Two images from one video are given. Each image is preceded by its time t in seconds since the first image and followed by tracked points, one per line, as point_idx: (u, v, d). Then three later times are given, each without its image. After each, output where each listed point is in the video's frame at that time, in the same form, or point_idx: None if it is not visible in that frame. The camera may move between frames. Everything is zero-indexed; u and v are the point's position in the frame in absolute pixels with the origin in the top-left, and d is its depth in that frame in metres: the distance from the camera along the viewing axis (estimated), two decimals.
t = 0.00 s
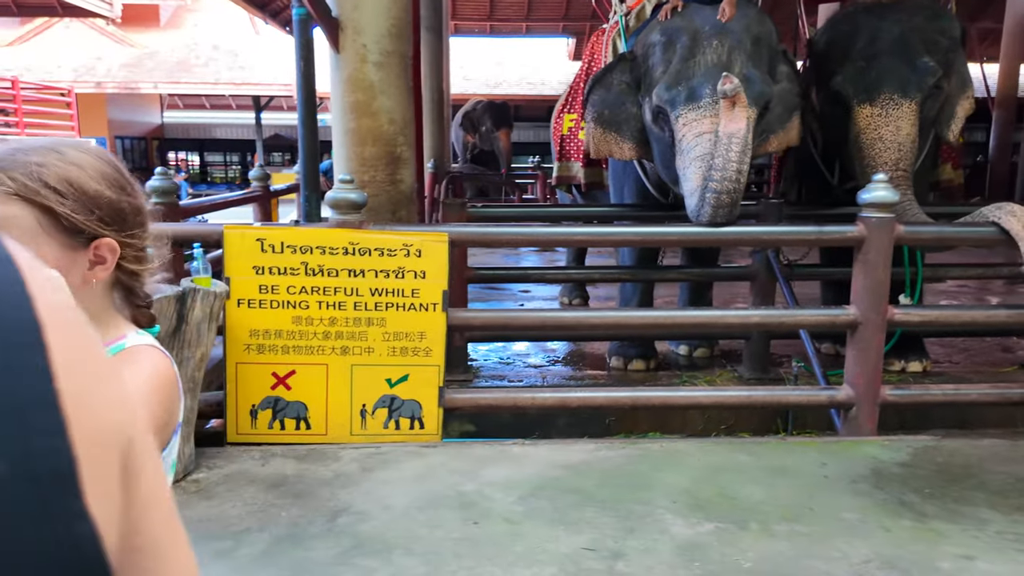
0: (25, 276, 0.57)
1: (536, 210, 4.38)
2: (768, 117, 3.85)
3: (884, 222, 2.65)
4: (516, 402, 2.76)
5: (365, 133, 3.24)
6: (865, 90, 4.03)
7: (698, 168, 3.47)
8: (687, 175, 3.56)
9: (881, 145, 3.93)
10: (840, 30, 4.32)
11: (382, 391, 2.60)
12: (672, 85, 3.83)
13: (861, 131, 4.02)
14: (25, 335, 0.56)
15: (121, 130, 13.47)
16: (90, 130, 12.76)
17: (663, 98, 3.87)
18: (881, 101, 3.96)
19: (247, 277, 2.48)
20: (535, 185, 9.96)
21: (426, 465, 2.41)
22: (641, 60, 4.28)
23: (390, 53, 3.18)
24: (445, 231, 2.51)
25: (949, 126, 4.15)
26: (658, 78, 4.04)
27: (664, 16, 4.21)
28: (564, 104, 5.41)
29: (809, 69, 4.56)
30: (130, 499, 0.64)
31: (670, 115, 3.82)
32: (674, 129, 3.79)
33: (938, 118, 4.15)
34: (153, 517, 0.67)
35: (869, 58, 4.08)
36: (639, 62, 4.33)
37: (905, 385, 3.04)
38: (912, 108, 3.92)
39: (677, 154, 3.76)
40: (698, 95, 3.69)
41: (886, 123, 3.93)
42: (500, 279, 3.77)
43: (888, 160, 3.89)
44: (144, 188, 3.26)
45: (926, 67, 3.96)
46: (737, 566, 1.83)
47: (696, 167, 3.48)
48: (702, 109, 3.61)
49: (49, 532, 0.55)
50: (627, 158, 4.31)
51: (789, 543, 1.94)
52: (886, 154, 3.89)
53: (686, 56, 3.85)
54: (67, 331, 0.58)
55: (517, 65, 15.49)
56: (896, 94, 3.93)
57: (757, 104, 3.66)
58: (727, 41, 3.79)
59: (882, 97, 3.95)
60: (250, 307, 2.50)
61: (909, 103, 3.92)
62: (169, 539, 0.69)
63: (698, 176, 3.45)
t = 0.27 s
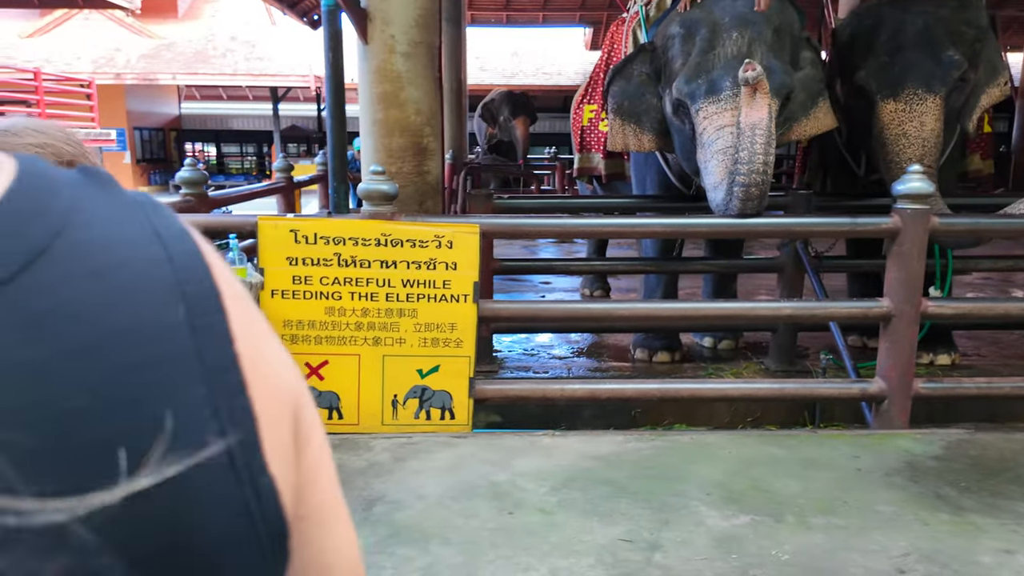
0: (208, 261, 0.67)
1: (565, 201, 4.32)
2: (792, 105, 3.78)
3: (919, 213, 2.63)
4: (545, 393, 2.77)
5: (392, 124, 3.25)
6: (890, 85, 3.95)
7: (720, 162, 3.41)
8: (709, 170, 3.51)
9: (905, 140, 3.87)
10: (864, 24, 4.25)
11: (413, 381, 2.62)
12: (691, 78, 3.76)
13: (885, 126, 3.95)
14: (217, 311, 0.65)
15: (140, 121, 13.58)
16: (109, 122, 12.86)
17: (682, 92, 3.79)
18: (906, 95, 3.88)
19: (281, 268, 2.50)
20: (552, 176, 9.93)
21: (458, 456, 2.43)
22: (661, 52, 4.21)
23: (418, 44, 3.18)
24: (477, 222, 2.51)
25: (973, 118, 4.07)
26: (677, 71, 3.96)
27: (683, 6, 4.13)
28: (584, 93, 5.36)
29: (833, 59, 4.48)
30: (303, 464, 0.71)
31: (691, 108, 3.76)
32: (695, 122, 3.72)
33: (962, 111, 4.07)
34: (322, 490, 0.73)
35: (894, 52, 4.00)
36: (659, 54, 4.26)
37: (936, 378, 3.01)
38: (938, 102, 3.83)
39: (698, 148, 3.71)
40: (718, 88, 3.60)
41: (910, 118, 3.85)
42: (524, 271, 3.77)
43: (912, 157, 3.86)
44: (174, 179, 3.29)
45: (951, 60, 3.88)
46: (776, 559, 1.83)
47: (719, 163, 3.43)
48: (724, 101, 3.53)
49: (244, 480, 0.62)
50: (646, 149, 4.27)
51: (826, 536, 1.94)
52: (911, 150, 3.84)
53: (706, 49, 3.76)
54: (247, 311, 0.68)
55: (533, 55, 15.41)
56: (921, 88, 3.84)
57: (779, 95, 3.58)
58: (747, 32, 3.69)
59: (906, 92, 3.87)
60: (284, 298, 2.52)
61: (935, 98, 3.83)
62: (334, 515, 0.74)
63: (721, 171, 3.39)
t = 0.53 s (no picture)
0: (231, 282, 0.65)
1: (581, 197, 4.25)
2: (800, 102, 3.72)
3: (936, 210, 2.63)
4: (563, 389, 2.79)
5: (410, 121, 3.27)
6: (899, 79, 3.94)
7: (725, 159, 3.33)
8: (715, 169, 3.41)
9: (913, 136, 3.86)
10: (874, 19, 4.21)
11: (433, 377, 2.65)
12: (697, 77, 3.68)
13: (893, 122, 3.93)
14: (240, 337, 0.63)
15: (150, 115, 13.65)
16: (120, 115, 12.95)
17: (688, 91, 3.72)
18: (915, 91, 3.88)
19: (303, 264, 2.53)
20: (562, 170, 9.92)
21: (479, 450, 2.46)
22: (667, 51, 4.13)
23: (435, 41, 3.21)
24: (496, 219, 2.53)
25: (987, 113, 4.05)
26: (684, 69, 3.89)
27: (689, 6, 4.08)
28: (593, 88, 5.32)
29: (844, 57, 4.46)
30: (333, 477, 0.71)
31: (696, 107, 3.68)
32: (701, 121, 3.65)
33: (975, 104, 4.05)
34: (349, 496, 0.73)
35: (905, 48, 3.98)
36: (666, 52, 4.17)
37: (952, 375, 3.02)
38: (946, 98, 3.83)
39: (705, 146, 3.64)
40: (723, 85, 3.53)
41: (919, 114, 3.84)
42: (539, 266, 3.79)
43: (918, 153, 3.85)
44: (194, 176, 3.32)
45: (961, 56, 3.85)
46: (796, 553, 1.86)
47: (724, 161, 3.35)
48: (728, 100, 3.47)
49: (264, 515, 0.60)
50: (656, 149, 4.19)
51: (846, 531, 1.96)
52: (918, 146, 3.83)
53: (711, 46, 3.69)
54: (273, 329, 0.65)
55: (542, 49, 15.37)
56: (930, 84, 3.84)
57: (784, 93, 3.51)
58: (753, 28, 3.61)
59: (915, 88, 3.86)
60: (306, 294, 2.56)
61: (943, 93, 3.83)
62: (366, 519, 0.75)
63: (727, 169, 3.32)
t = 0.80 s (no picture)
0: (33, 314, 0.54)
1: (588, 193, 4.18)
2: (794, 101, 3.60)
3: (940, 205, 2.66)
4: (570, 382, 2.82)
5: (417, 117, 3.30)
6: (892, 75, 3.94)
7: (714, 157, 3.20)
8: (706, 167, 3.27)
9: (900, 133, 3.91)
10: (872, 15, 4.20)
11: (442, 369, 2.69)
12: (691, 73, 3.56)
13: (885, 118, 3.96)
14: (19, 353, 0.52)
15: (153, 110, 13.66)
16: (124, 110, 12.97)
17: (682, 88, 3.60)
18: (907, 88, 3.88)
19: (314, 259, 2.57)
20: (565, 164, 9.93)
21: (488, 442, 2.49)
22: (663, 47, 3.98)
23: (443, 37, 3.22)
24: (505, 214, 2.56)
25: (985, 112, 4.02)
26: (679, 66, 3.75)
27: None
28: (596, 84, 5.30)
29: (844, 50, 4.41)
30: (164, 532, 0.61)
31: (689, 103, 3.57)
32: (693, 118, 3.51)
33: (967, 101, 4.06)
34: (194, 538, 0.62)
35: (900, 44, 3.98)
36: (662, 48, 4.02)
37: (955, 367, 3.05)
38: (938, 96, 3.84)
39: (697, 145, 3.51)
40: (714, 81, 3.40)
41: (908, 111, 3.87)
42: (546, 261, 3.82)
43: (903, 150, 3.89)
44: (203, 171, 3.35)
45: (954, 54, 3.87)
46: (803, 542, 1.89)
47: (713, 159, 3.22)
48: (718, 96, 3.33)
49: None
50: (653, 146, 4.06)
51: (851, 521, 2.00)
52: (904, 142, 3.87)
53: (705, 42, 3.57)
54: (76, 348, 0.54)
55: (544, 43, 15.35)
56: (922, 82, 3.84)
57: (777, 91, 3.41)
58: (748, 25, 3.50)
59: (907, 85, 3.87)
60: (317, 288, 2.58)
61: (934, 91, 3.84)
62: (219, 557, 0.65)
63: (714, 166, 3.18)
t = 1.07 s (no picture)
0: None
1: (596, 184, 4.12)
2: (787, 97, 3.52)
3: (947, 198, 2.68)
4: (580, 373, 2.85)
5: (427, 111, 3.32)
6: (883, 72, 3.94)
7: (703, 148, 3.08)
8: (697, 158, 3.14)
9: (886, 130, 3.91)
10: (868, 9, 4.15)
11: (453, 360, 2.71)
12: (687, 64, 3.47)
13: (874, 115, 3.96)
14: None
15: (154, 104, 13.65)
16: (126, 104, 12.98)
17: (677, 79, 3.49)
18: (895, 86, 3.88)
19: (327, 251, 2.59)
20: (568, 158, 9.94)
21: (500, 432, 2.52)
22: (661, 39, 3.89)
23: (452, 31, 3.24)
24: (517, 207, 2.58)
25: (984, 109, 4.08)
26: (675, 58, 3.67)
27: None
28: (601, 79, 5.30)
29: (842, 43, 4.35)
30: None
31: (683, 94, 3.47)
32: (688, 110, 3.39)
33: (958, 99, 4.05)
34: None
35: (892, 42, 3.97)
36: (660, 41, 3.94)
37: (961, 359, 3.08)
38: (925, 95, 3.85)
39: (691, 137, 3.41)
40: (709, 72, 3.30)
41: (896, 109, 3.88)
42: (553, 253, 3.84)
43: (889, 148, 3.90)
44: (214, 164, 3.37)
45: (944, 53, 3.85)
46: (814, 529, 1.92)
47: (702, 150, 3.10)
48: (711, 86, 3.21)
49: None
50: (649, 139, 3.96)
51: (860, 508, 2.03)
52: (891, 139, 3.88)
53: (702, 34, 3.48)
54: None
55: (546, 37, 15.32)
56: (911, 80, 3.85)
57: (774, 83, 3.31)
58: (745, 16, 3.41)
59: (896, 82, 3.87)
60: (330, 280, 2.61)
61: (923, 89, 3.84)
62: (64, 539, 0.59)
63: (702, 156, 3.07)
